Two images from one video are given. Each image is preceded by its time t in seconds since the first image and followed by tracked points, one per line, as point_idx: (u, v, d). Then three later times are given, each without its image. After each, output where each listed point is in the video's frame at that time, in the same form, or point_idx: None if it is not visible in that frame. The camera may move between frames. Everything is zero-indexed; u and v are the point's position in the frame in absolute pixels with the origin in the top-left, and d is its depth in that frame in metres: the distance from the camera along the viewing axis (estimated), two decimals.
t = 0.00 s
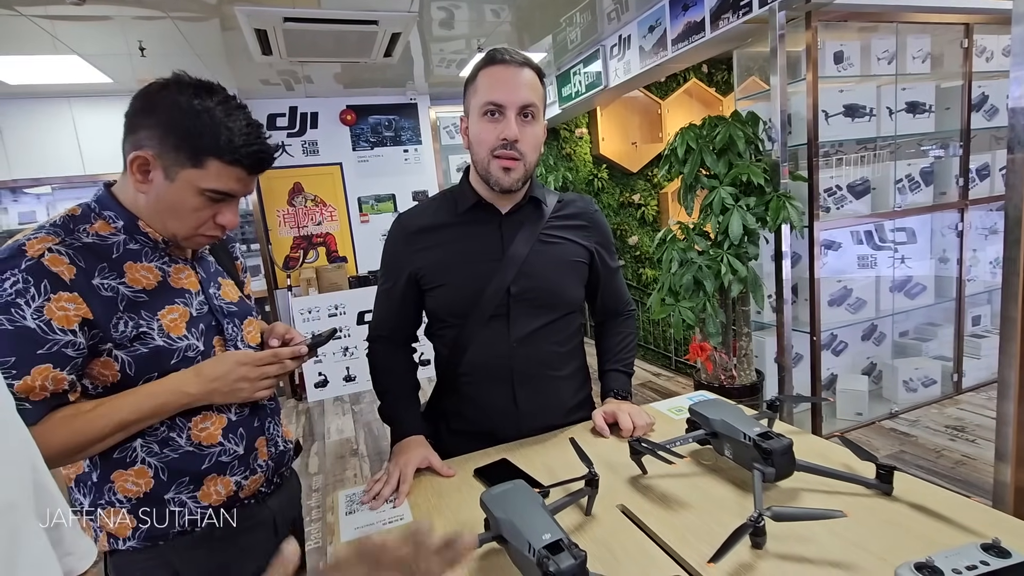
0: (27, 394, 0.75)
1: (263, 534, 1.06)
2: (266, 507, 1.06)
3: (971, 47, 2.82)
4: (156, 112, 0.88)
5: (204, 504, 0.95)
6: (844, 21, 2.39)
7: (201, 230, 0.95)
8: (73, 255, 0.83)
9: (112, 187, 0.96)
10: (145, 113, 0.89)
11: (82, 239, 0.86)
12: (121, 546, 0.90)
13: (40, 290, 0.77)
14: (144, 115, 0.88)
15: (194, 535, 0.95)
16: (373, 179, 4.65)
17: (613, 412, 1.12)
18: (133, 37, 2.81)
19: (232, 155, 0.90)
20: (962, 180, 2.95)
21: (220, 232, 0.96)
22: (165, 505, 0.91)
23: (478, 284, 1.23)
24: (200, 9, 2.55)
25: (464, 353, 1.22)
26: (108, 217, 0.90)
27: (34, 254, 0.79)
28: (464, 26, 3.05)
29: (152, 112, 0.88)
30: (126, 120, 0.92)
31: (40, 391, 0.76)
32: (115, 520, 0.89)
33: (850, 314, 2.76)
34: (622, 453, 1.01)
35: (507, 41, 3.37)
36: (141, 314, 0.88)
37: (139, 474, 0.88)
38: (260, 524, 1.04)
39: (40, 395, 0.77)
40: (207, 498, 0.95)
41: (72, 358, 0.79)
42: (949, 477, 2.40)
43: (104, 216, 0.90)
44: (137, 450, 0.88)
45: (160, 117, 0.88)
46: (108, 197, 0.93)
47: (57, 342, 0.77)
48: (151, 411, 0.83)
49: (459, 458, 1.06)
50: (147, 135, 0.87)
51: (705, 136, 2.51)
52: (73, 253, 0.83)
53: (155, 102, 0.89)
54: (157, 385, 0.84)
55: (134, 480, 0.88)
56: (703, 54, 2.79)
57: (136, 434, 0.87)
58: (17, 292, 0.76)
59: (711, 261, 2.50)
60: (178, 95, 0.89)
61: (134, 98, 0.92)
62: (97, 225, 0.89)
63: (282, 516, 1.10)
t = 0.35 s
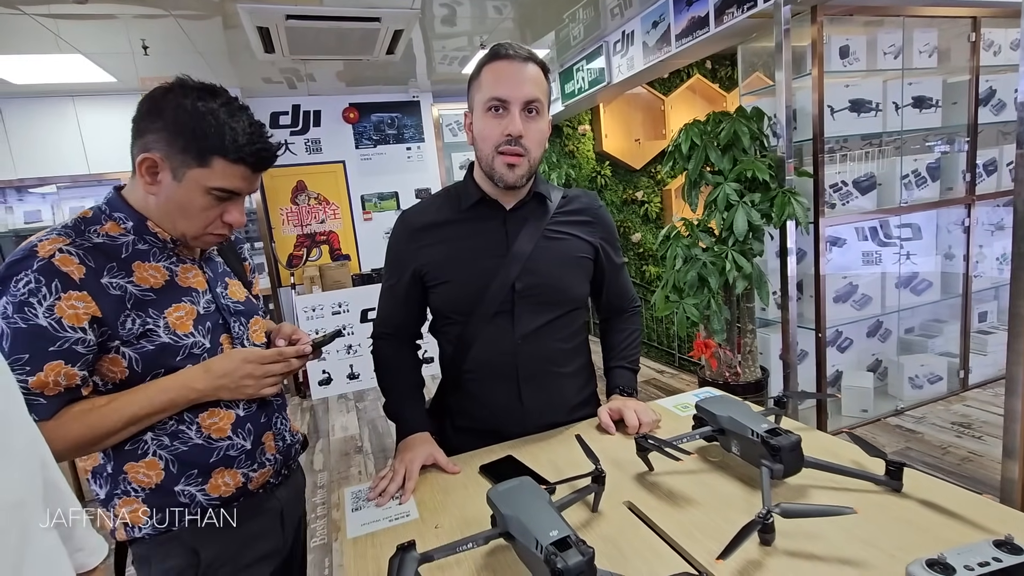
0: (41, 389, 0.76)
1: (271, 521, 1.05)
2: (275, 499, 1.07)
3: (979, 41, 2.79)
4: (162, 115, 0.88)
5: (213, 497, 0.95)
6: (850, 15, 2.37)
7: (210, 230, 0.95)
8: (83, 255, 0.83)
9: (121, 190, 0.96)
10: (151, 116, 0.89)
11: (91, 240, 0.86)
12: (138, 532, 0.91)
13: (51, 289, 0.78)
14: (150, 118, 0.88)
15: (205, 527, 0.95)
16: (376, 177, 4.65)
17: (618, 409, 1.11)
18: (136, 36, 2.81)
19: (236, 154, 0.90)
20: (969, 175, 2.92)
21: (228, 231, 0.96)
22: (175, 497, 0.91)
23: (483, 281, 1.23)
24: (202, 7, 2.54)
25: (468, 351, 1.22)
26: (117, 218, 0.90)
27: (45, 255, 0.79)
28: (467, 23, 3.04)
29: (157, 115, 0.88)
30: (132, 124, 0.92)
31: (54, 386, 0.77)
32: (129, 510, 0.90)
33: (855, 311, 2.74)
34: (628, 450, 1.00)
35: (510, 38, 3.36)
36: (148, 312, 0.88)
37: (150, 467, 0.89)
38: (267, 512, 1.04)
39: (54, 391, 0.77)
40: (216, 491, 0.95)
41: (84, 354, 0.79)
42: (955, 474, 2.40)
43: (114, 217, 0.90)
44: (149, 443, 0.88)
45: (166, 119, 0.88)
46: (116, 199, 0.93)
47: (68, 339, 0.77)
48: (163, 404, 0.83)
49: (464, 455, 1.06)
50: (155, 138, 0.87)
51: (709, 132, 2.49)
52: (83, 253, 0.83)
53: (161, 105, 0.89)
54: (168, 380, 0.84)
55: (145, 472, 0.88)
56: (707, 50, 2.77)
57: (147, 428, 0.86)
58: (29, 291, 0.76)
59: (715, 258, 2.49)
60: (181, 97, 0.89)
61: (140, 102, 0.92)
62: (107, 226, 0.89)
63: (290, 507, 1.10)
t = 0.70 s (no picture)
0: (48, 390, 0.77)
1: (278, 533, 1.08)
2: (281, 505, 1.08)
3: (977, 40, 2.80)
4: (153, 108, 0.90)
5: (220, 500, 0.96)
6: (848, 15, 2.38)
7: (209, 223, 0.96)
8: (82, 255, 0.84)
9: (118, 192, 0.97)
10: (142, 110, 0.90)
11: (90, 240, 0.87)
12: (143, 541, 0.93)
13: (52, 288, 0.79)
14: (142, 114, 0.90)
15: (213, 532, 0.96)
16: (376, 178, 4.66)
17: (616, 408, 1.12)
18: (137, 39, 2.83)
19: (230, 142, 0.92)
20: (968, 174, 2.93)
21: (227, 223, 0.98)
22: (182, 501, 0.92)
23: (481, 280, 1.24)
24: (203, 10, 2.56)
25: (468, 350, 1.23)
26: (114, 219, 0.92)
27: (45, 254, 0.81)
28: (466, 25, 3.06)
29: (148, 109, 0.90)
30: (123, 122, 0.94)
31: (60, 387, 0.78)
32: (135, 516, 0.91)
33: (854, 310, 2.75)
34: (625, 449, 1.01)
35: (509, 39, 3.37)
36: (151, 310, 0.89)
37: (157, 472, 0.90)
38: (275, 521, 1.06)
39: (61, 391, 0.78)
40: (223, 494, 0.96)
41: (88, 353, 0.80)
42: (954, 472, 2.40)
43: (110, 219, 0.91)
44: (155, 447, 0.89)
45: (157, 111, 0.89)
46: (113, 201, 0.94)
47: (72, 337, 0.78)
48: (171, 404, 0.85)
49: (464, 454, 1.07)
50: (147, 133, 0.89)
51: (708, 132, 2.50)
52: (82, 252, 0.85)
53: (151, 100, 0.90)
54: (176, 377, 0.85)
55: (151, 477, 0.90)
56: (706, 50, 2.78)
57: (152, 431, 0.88)
58: (30, 291, 0.77)
59: (714, 258, 2.50)
60: (171, 90, 0.91)
61: (129, 99, 0.93)
62: (105, 227, 0.90)
63: (296, 513, 1.12)
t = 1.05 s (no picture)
0: (32, 396, 0.76)
1: (276, 541, 1.06)
2: (278, 511, 1.07)
3: (971, 46, 2.82)
4: (141, 105, 0.89)
5: (215, 505, 0.95)
6: (844, 20, 2.39)
7: (199, 222, 0.96)
8: (68, 256, 0.84)
9: (105, 193, 0.96)
10: (129, 107, 0.90)
11: (76, 241, 0.86)
12: (138, 550, 0.91)
13: (36, 291, 0.78)
14: (129, 111, 0.89)
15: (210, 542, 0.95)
16: (373, 179, 4.65)
17: (611, 412, 1.12)
18: (133, 39, 2.81)
19: (219, 138, 0.92)
20: (962, 180, 2.95)
21: (218, 222, 0.97)
22: (176, 507, 0.92)
23: (477, 284, 1.24)
24: (199, 11, 2.55)
25: (463, 353, 1.22)
26: (101, 220, 0.91)
27: (29, 256, 0.80)
28: (464, 27, 3.06)
29: (136, 105, 0.89)
30: (110, 119, 0.93)
31: (44, 393, 0.77)
32: (129, 525, 0.90)
33: (849, 314, 2.76)
34: (620, 453, 1.01)
35: (506, 41, 3.37)
36: (140, 312, 0.88)
37: (150, 478, 0.89)
38: (273, 528, 1.05)
39: (45, 397, 0.77)
40: (218, 497, 0.95)
41: (75, 357, 0.79)
42: (948, 477, 2.41)
43: (96, 220, 0.90)
44: (147, 452, 0.88)
45: (145, 108, 0.89)
46: (99, 201, 0.93)
47: (57, 341, 0.78)
48: (161, 408, 0.84)
49: (458, 458, 1.06)
50: (135, 130, 0.88)
51: (704, 136, 2.51)
52: (67, 254, 0.84)
53: (139, 96, 0.90)
54: (164, 381, 0.84)
55: (145, 483, 0.89)
56: (703, 54, 2.79)
57: (144, 436, 0.87)
58: (13, 293, 0.76)
59: (710, 261, 2.50)
60: (159, 86, 0.91)
61: (116, 97, 0.92)
62: (91, 228, 0.89)
63: (294, 520, 1.11)
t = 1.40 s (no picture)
0: (5, 400, 0.74)
1: (257, 544, 1.03)
2: (261, 515, 1.04)
3: (963, 52, 2.84)
4: (124, 102, 0.86)
5: (195, 510, 0.92)
6: (838, 24, 2.39)
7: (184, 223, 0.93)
8: (46, 257, 0.80)
9: (87, 191, 0.93)
10: (112, 104, 0.87)
11: (55, 241, 0.83)
12: (115, 553, 0.89)
13: (12, 293, 0.75)
14: (112, 108, 0.86)
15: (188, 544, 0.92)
16: (365, 176, 4.60)
17: (608, 417, 1.10)
18: (119, 29, 2.75)
19: (204, 138, 0.88)
20: (952, 184, 2.97)
21: (202, 223, 0.94)
22: (154, 513, 0.88)
23: (471, 285, 1.21)
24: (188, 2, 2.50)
25: (457, 355, 1.20)
26: (82, 219, 0.87)
27: (5, 257, 0.76)
28: (458, 24, 3.02)
29: (118, 103, 0.86)
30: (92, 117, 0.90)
31: (18, 397, 0.75)
32: (106, 529, 0.87)
33: (841, 317, 2.77)
34: (617, 460, 0.99)
35: (501, 39, 3.35)
36: (120, 315, 0.85)
37: (128, 483, 0.86)
38: (255, 532, 1.03)
39: (19, 402, 0.75)
40: (197, 503, 0.92)
41: (51, 361, 0.76)
42: (938, 480, 2.42)
43: (77, 218, 0.87)
44: (125, 457, 0.85)
45: (128, 105, 0.86)
46: (81, 199, 0.90)
47: (33, 345, 0.75)
48: (139, 413, 0.81)
49: (452, 464, 1.04)
50: (118, 128, 0.85)
51: (700, 137, 2.49)
52: (45, 254, 0.80)
53: (122, 93, 0.87)
54: (144, 386, 0.81)
55: (122, 488, 0.86)
56: (698, 55, 2.78)
57: (121, 441, 0.84)
58: None
59: (705, 263, 2.50)
60: (142, 83, 0.87)
61: (98, 94, 0.89)
62: (71, 227, 0.86)
63: (277, 523, 1.08)
